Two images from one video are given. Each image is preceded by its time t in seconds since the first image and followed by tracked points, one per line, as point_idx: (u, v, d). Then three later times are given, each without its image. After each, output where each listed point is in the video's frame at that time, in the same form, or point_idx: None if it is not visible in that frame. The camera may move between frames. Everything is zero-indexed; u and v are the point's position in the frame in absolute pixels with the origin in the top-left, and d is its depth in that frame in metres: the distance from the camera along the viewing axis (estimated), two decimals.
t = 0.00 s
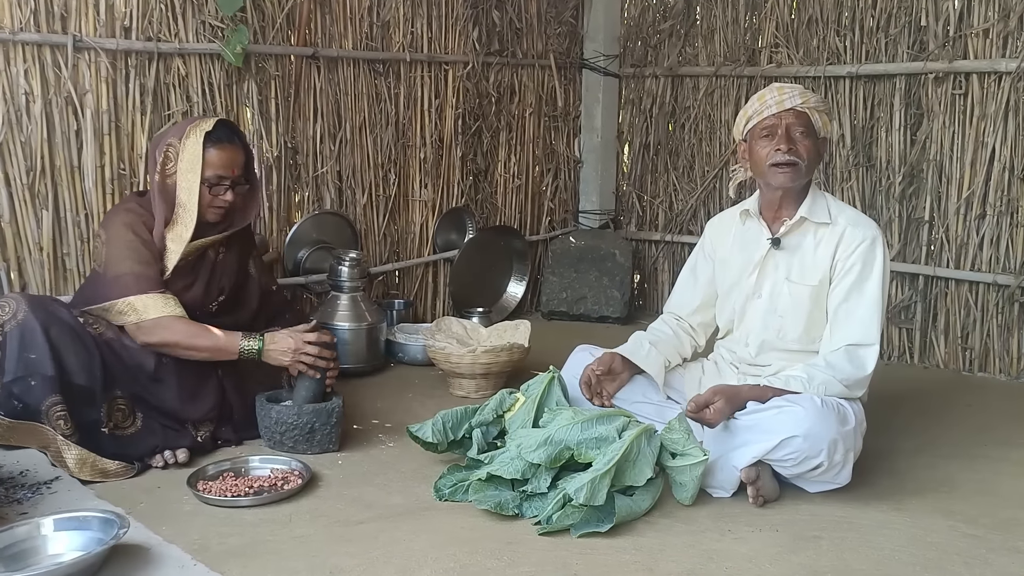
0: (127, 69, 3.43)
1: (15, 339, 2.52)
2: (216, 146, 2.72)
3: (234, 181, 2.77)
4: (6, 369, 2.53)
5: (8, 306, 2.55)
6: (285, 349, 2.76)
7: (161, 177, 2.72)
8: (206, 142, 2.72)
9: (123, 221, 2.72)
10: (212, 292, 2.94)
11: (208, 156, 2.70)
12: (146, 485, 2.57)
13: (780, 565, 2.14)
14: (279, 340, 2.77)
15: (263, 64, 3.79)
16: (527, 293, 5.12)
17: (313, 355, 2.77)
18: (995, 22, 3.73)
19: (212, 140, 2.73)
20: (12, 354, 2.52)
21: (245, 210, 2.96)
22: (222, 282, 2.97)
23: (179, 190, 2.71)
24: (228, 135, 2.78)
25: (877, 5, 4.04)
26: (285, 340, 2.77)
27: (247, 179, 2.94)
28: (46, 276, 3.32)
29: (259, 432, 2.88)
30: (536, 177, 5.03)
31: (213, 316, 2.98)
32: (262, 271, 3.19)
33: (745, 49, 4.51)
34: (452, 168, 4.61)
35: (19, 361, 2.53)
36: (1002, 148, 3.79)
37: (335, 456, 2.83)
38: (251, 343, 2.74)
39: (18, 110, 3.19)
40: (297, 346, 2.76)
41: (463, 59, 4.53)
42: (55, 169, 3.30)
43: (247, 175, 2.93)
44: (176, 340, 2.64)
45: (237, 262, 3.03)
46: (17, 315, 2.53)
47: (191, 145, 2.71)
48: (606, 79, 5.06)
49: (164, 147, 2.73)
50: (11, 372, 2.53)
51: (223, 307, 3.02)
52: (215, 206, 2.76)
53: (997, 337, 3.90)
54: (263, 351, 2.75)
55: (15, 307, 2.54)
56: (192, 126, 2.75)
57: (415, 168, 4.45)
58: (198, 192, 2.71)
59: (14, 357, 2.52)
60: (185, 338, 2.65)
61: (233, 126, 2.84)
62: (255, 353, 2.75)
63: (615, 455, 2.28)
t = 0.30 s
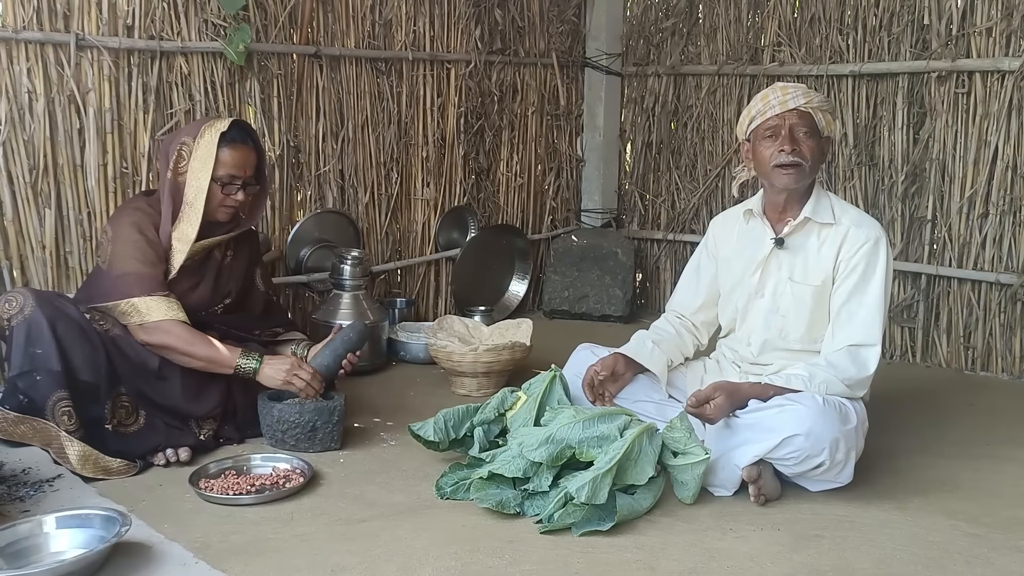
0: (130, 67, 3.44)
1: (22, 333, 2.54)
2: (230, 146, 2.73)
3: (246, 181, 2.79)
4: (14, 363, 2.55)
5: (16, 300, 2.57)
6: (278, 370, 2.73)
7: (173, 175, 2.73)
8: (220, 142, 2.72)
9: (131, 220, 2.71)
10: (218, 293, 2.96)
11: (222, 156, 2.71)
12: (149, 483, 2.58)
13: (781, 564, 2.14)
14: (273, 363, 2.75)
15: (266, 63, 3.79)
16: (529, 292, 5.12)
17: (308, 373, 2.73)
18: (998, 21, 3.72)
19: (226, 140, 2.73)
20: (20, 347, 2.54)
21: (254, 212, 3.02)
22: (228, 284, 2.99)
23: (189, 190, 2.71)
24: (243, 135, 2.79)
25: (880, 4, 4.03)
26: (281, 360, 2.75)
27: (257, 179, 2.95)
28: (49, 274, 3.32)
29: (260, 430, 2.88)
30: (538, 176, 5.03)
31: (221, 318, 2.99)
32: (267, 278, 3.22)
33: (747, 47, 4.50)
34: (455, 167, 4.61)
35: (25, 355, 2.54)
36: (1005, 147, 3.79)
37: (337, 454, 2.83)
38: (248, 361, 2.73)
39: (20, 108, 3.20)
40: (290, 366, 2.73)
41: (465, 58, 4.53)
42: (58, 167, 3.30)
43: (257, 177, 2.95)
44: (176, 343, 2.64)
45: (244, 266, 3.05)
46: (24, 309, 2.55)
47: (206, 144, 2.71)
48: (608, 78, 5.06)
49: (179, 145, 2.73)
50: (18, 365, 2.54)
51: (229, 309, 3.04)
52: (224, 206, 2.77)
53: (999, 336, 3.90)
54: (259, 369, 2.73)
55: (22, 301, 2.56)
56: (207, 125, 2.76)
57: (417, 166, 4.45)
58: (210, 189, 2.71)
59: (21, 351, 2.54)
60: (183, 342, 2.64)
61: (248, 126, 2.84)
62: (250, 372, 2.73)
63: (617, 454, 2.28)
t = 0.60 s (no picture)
0: (132, 67, 3.44)
1: (27, 332, 2.54)
2: (243, 150, 2.74)
3: (257, 184, 2.80)
4: (18, 361, 2.55)
5: (21, 299, 2.58)
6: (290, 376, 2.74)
7: (185, 175, 2.73)
8: (234, 145, 2.73)
9: (142, 220, 2.72)
10: (224, 295, 2.96)
11: (234, 160, 2.72)
12: (151, 483, 2.58)
13: (783, 564, 2.14)
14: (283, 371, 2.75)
15: (268, 63, 3.80)
16: (531, 292, 5.12)
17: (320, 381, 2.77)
18: (1000, 21, 3.72)
19: (240, 143, 2.74)
20: (24, 345, 2.55)
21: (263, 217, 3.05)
22: (235, 285, 2.99)
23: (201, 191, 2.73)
24: (257, 140, 2.81)
25: (882, 4, 4.03)
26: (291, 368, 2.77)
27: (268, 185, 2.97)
28: (52, 274, 3.33)
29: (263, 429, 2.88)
30: (540, 176, 5.03)
31: (225, 318, 3.00)
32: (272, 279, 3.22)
33: (750, 47, 4.50)
34: (456, 167, 4.61)
35: (29, 354, 2.55)
36: (1006, 147, 3.79)
37: (340, 454, 2.83)
38: (260, 366, 2.73)
39: (23, 108, 3.20)
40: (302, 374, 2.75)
41: (467, 58, 4.53)
42: (61, 167, 3.31)
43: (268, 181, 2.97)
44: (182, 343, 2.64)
45: (250, 268, 3.05)
46: (29, 307, 2.56)
47: (219, 147, 2.72)
48: (610, 78, 5.05)
49: (191, 146, 2.74)
50: (22, 364, 2.55)
51: (234, 309, 3.04)
52: (235, 208, 2.78)
53: (1001, 336, 3.90)
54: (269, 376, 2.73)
55: (28, 300, 2.57)
56: (221, 128, 2.76)
57: (419, 166, 4.46)
58: (221, 193, 2.72)
59: (25, 349, 2.55)
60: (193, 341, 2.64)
61: (262, 131, 2.85)
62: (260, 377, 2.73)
63: (619, 454, 2.28)
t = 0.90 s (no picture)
0: (135, 67, 3.45)
1: (28, 333, 2.54)
2: (243, 151, 2.76)
3: (256, 184, 2.82)
4: (20, 362, 2.55)
5: (22, 299, 2.58)
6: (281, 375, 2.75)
7: (185, 174, 2.74)
8: (234, 145, 2.74)
9: (141, 218, 2.73)
10: (224, 292, 2.95)
11: (235, 160, 2.74)
12: (153, 482, 2.58)
13: (785, 564, 2.14)
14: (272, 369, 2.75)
15: (270, 62, 3.80)
16: (533, 292, 5.12)
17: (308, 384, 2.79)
18: (1002, 21, 3.72)
19: (240, 144, 2.75)
20: (26, 346, 2.55)
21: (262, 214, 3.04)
22: (234, 282, 2.98)
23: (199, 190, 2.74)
24: (258, 141, 2.82)
25: (885, 4, 4.03)
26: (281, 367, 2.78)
27: (268, 185, 3.00)
28: (54, 274, 3.33)
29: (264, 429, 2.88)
30: (543, 176, 5.03)
31: (223, 315, 2.99)
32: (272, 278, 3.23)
33: (752, 47, 4.50)
34: (459, 167, 4.62)
35: (31, 355, 2.54)
36: (1009, 147, 3.78)
37: (342, 454, 2.83)
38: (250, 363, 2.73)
39: (25, 108, 3.21)
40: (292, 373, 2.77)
41: (470, 58, 4.53)
42: (63, 167, 3.31)
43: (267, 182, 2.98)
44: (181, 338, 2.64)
45: (250, 266, 3.04)
46: (30, 308, 2.56)
47: (220, 146, 2.73)
48: (612, 78, 5.05)
49: (192, 144, 2.75)
50: (23, 364, 2.55)
51: (234, 307, 3.04)
52: (234, 208, 2.79)
53: (1004, 336, 3.89)
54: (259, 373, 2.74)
55: (29, 300, 2.57)
56: (222, 127, 2.77)
57: (421, 166, 4.46)
58: (221, 193, 2.73)
59: (26, 350, 2.54)
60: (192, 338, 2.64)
61: (263, 132, 2.87)
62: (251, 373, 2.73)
63: (621, 454, 2.28)
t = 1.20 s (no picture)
0: (136, 68, 3.45)
1: (28, 335, 2.55)
2: (241, 151, 2.76)
3: (254, 184, 2.82)
4: (21, 364, 2.56)
5: (22, 301, 2.60)
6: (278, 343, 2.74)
7: (182, 173, 2.74)
8: (232, 145, 2.75)
9: (137, 220, 2.72)
10: (223, 293, 2.95)
11: (233, 160, 2.74)
12: (155, 483, 2.59)
13: (786, 564, 2.14)
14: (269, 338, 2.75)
15: (271, 63, 3.80)
16: (535, 292, 5.12)
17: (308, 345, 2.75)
18: (1004, 22, 3.72)
19: (238, 144, 2.76)
20: (26, 348, 2.55)
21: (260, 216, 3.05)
22: (234, 284, 2.99)
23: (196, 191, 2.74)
24: (254, 140, 2.83)
25: (886, 4, 4.02)
26: (277, 333, 2.76)
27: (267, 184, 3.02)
28: (56, 274, 3.33)
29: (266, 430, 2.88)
30: (544, 177, 5.03)
31: (223, 317, 2.98)
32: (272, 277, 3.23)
33: (753, 48, 4.50)
34: (460, 168, 4.62)
35: (31, 357, 2.55)
36: (1011, 148, 3.78)
37: (343, 454, 2.84)
38: (243, 338, 2.73)
39: (27, 109, 3.21)
40: (290, 340, 2.74)
41: (471, 59, 4.53)
42: (64, 168, 3.31)
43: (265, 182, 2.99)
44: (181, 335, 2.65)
45: (249, 268, 3.05)
46: (30, 310, 2.57)
47: (218, 146, 2.73)
48: (614, 78, 5.05)
49: (190, 145, 2.75)
50: (24, 367, 2.55)
51: (235, 308, 3.04)
52: (232, 207, 2.79)
53: (1006, 337, 3.89)
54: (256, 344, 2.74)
55: (29, 302, 2.59)
56: (220, 126, 2.77)
57: (423, 167, 4.46)
58: (218, 193, 2.73)
59: (27, 352, 2.55)
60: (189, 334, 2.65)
61: (260, 131, 2.88)
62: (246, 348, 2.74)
63: (622, 454, 2.28)
